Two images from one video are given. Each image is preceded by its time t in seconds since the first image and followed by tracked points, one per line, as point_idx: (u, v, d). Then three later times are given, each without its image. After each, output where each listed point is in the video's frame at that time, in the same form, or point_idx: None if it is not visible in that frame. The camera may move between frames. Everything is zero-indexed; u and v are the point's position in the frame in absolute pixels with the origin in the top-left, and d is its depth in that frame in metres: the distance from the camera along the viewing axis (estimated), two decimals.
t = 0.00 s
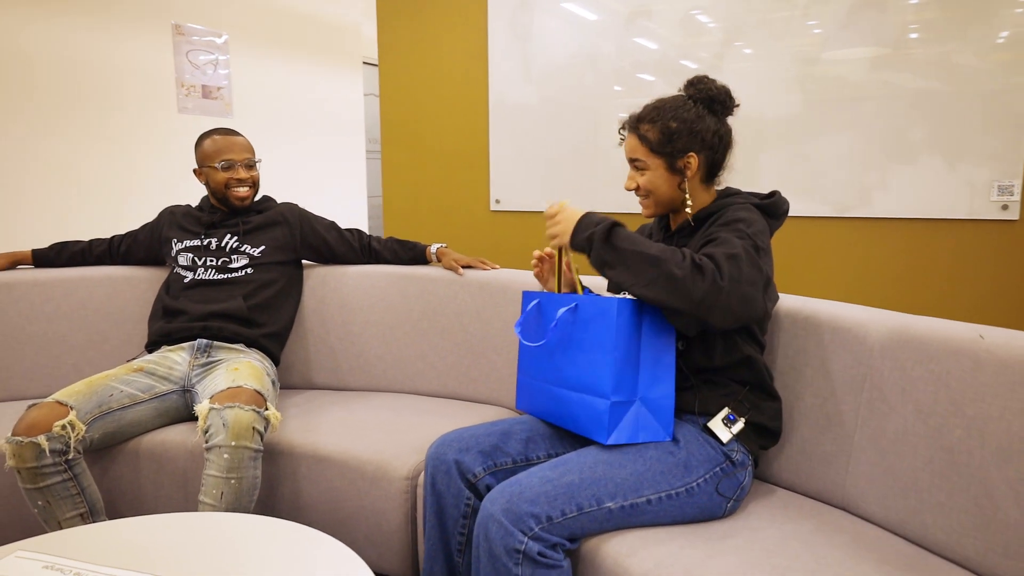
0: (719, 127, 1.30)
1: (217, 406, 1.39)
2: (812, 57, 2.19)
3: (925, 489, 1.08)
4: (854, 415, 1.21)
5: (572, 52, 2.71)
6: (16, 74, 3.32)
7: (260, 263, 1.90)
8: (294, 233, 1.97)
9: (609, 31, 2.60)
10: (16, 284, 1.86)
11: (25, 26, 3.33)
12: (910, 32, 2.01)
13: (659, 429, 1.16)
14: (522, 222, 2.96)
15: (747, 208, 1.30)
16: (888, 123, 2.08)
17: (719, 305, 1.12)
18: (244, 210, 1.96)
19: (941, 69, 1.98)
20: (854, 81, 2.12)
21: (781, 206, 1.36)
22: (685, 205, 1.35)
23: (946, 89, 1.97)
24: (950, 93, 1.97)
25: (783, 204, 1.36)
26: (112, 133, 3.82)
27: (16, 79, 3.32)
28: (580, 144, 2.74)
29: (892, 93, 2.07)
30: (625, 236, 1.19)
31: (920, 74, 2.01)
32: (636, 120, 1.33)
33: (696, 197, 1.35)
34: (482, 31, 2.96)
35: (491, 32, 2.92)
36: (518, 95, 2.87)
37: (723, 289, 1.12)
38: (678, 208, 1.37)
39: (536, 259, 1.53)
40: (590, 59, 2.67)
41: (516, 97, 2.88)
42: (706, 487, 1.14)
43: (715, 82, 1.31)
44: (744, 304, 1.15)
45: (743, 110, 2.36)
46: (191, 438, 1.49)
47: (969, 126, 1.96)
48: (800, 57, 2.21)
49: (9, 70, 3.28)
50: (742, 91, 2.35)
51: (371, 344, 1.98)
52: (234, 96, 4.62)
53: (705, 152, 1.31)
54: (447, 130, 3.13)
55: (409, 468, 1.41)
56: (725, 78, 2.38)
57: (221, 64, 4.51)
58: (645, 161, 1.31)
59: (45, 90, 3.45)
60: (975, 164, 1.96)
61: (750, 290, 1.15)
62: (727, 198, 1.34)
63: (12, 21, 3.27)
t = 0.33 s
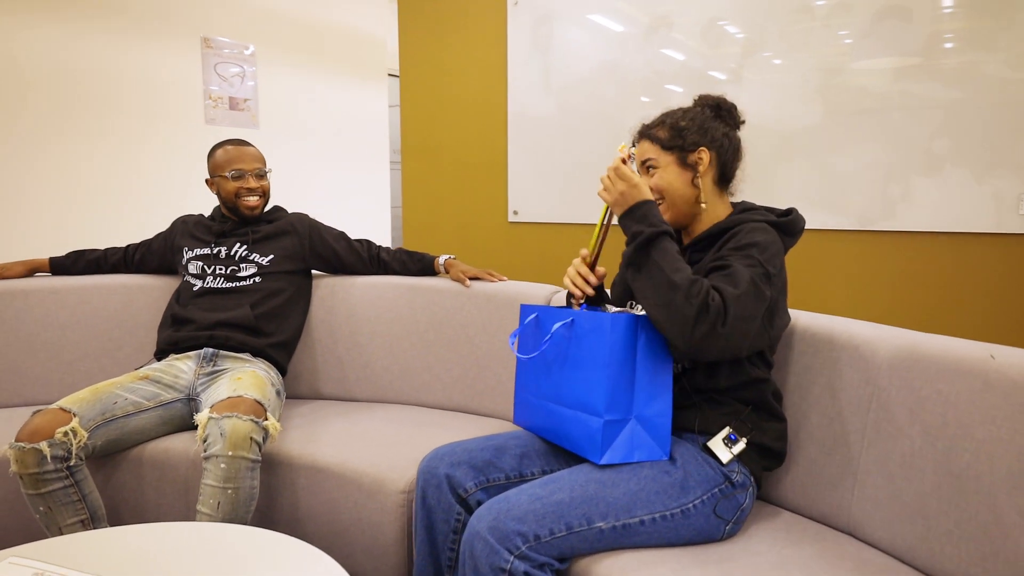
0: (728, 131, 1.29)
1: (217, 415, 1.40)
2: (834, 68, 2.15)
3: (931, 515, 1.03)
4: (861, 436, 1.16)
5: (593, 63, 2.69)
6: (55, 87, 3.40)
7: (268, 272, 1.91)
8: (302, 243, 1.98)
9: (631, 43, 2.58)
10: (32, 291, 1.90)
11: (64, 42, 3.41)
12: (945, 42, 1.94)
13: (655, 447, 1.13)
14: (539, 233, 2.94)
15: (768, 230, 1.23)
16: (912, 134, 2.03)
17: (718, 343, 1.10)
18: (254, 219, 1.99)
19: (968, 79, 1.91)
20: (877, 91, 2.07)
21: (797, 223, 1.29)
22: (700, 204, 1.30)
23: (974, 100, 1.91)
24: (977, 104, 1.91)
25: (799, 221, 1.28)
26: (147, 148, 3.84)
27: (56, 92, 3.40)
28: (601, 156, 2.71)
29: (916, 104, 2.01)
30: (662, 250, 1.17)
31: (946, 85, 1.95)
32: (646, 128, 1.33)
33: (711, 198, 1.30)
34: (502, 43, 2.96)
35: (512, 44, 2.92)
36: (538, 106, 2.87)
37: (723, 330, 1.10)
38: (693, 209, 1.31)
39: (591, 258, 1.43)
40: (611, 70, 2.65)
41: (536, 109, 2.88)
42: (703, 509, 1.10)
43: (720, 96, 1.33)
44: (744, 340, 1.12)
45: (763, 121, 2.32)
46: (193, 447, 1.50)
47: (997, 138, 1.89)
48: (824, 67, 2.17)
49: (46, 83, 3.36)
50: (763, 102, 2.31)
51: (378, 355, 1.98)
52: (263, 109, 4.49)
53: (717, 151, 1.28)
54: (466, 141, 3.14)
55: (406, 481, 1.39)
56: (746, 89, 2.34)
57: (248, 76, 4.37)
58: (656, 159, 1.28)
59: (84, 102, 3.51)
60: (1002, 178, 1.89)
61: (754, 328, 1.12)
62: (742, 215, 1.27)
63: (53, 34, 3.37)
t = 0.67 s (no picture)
0: (720, 143, 1.24)
1: (215, 420, 1.40)
2: (848, 72, 2.12)
3: (937, 529, 1.00)
4: (864, 447, 1.13)
5: (606, 69, 2.68)
6: (75, 96, 3.47)
7: (273, 277, 1.92)
8: (307, 249, 1.99)
9: (642, 48, 2.56)
10: (42, 296, 1.93)
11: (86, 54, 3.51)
12: (968, 46, 1.90)
13: (650, 457, 1.11)
14: (551, 239, 2.93)
15: (763, 236, 1.22)
16: (928, 139, 1.99)
17: (750, 364, 1.08)
18: (261, 224, 2.00)
19: (986, 83, 1.88)
20: (893, 96, 2.04)
21: (791, 225, 1.28)
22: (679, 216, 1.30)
23: (992, 105, 1.87)
24: (996, 108, 1.87)
25: (794, 224, 1.27)
26: (163, 155, 3.92)
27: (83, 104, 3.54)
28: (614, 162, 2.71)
29: (932, 109, 1.97)
30: (694, 262, 1.09)
31: (963, 88, 1.91)
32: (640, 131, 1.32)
33: (691, 211, 1.30)
34: (513, 49, 2.96)
35: (522, 49, 2.91)
36: (550, 112, 2.86)
37: (756, 350, 1.07)
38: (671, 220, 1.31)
39: (590, 271, 1.41)
40: (622, 76, 2.63)
41: (547, 115, 2.87)
42: (699, 520, 1.08)
43: (725, 101, 1.27)
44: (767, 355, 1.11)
45: (776, 126, 2.28)
46: (193, 451, 1.51)
47: (1016, 143, 1.85)
48: (838, 71, 2.13)
49: (70, 92, 3.45)
50: (776, 106, 2.28)
51: (383, 361, 1.98)
52: (278, 116, 4.66)
53: (702, 164, 1.25)
54: (477, 147, 3.13)
55: (404, 488, 1.39)
56: (758, 94, 2.31)
57: (265, 84, 4.56)
58: (638, 167, 1.29)
59: (104, 110, 3.62)
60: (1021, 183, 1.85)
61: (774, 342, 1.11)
62: (733, 220, 1.26)
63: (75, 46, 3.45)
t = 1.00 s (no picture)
0: (719, 151, 1.20)
1: (219, 425, 1.41)
2: (867, 71, 2.07)
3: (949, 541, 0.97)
4: (874, 455, 1.10)
5: (622, 72, 2.66)
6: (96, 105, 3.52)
7: (281, 283, 1.93)
8: (316, 255, 2.00)
9: (659, 51, 2.53)
10: (57, 302, 1.96)
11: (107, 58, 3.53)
12: (995, 45, 1.85)
13: (654, 465, 1.09)
14: (566, 243, 2.91)
15: (773, 248, 1.18)
16: (948, 140, 1.94)
17: (776, 393, 1.05)
18: (271, 230, 2.02)
19: (1010, 82, 1.83)
20: (912, 96, 1.99)
21: (799, 231, 1.25)
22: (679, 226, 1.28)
23: (1015, 104, 1.82)
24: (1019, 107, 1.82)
25: (803, 232, 1.25)
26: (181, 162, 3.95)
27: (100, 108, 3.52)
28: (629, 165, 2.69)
29: (953, 109, 1.92)
30: (711, 295, 1.03)
31: (986, 88, 1.86)
32: (638, 132, 1.28)
33: (690, 222, 1.28)
34: (527, 53, 2.95)
35: (536, 53, 2.90)
36: (564, 115, 2.84)
37: (781, 380, 1.05)
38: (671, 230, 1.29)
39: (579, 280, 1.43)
40: (638, 80, 2.61)
41: (560, 119, 2.85)
42: (703, 530, 1.05)
43: (726, 103, 1.22)
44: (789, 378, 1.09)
45: (792, 127, 2.24)
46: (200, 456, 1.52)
47: None
48: (856, 71, 2.09)
49: (93, 100, 3.49)
50: (793, 106, 2.24)
51: (391, 366, 1.98)
52: (296, 124, 4.69)
53: (700, 174, 1.22)
54: (490, 151, 3.12)
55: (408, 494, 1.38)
56: (775, 94, 2.27)
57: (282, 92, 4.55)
58: (636, 173, 1.27)
59: (122, 118, 3.63)
60: None
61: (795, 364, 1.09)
62: (743, 230, 1.23)
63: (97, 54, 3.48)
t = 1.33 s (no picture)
0: (742, 153, 1.18)
1: (219, 423, 1.41)
2: (879, 71, 2.04)
3: (950, 548, 0.95)
4: (875, 460, 1.08)
5: (631, 72, 2.65)
6: (109, 107, 3.57)
7: (286, 283, 1.94)
8: (320, 254, 2.00)
9: (669, 50, 2.52)
10: (65, 301, 1.98)
11: (120, 63, 3.59)
12: (1016, 45, 1.80)
13: (650, 467, 1.08)
14: (574, 244, 2.89)
15: (796, 260, 1.14)
16: (961, 140, 1.91)
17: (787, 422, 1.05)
18: (277, 229, 2.03)
19: None
20: (926, 96, 1.96)
21: (820, 242, 1.21)
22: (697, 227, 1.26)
23: None
24: None
25: (822, 242, 1.21)
26: (193, 163, 4.00)
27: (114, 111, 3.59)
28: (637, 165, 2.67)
29: (966, 108, 1.89)
30: (720, 332, 1.02)
31: (1000, 87, 1.83)
32: (663, 129, 1.27)
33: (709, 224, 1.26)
34: (536, 54, 2.94)
35: (545, 52, 2.89)
36: (572, 116, 2.83)
37: (792, 410, 1.04)
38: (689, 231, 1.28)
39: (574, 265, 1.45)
40: (647, 79, 2.60)
41: (569, 119, 2.84)
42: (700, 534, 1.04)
43: (755, 105, 1.19)
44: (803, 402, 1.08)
45: (802, 127, 2.22)
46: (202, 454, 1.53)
47: None
48: (867, 70, 2.07)
49: (106, 102, 3.55)
50: (802, 105, 2.21)
51: (395, 366, 1.98)
52: (308, 125, 4.73)
53: (720, 175, 1.20)
54: (499, 152, 3.12)
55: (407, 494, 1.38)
56: (785, 94, 2.25)
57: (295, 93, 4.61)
58: (657, 170, 1.26)
59: (136, 118, 3.70)
60: None
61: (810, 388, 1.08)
62: (764, 238, 1.19)
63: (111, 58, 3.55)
